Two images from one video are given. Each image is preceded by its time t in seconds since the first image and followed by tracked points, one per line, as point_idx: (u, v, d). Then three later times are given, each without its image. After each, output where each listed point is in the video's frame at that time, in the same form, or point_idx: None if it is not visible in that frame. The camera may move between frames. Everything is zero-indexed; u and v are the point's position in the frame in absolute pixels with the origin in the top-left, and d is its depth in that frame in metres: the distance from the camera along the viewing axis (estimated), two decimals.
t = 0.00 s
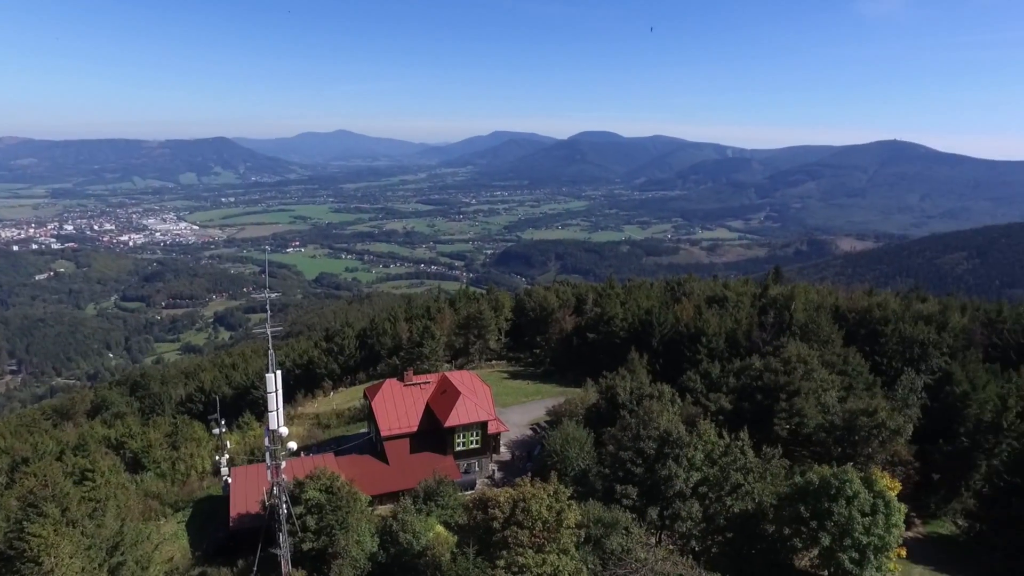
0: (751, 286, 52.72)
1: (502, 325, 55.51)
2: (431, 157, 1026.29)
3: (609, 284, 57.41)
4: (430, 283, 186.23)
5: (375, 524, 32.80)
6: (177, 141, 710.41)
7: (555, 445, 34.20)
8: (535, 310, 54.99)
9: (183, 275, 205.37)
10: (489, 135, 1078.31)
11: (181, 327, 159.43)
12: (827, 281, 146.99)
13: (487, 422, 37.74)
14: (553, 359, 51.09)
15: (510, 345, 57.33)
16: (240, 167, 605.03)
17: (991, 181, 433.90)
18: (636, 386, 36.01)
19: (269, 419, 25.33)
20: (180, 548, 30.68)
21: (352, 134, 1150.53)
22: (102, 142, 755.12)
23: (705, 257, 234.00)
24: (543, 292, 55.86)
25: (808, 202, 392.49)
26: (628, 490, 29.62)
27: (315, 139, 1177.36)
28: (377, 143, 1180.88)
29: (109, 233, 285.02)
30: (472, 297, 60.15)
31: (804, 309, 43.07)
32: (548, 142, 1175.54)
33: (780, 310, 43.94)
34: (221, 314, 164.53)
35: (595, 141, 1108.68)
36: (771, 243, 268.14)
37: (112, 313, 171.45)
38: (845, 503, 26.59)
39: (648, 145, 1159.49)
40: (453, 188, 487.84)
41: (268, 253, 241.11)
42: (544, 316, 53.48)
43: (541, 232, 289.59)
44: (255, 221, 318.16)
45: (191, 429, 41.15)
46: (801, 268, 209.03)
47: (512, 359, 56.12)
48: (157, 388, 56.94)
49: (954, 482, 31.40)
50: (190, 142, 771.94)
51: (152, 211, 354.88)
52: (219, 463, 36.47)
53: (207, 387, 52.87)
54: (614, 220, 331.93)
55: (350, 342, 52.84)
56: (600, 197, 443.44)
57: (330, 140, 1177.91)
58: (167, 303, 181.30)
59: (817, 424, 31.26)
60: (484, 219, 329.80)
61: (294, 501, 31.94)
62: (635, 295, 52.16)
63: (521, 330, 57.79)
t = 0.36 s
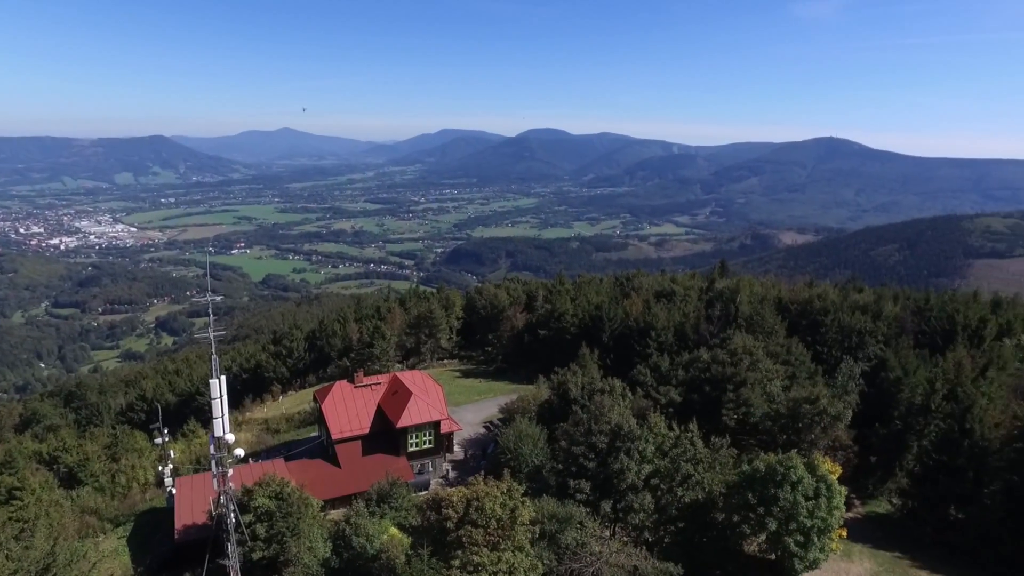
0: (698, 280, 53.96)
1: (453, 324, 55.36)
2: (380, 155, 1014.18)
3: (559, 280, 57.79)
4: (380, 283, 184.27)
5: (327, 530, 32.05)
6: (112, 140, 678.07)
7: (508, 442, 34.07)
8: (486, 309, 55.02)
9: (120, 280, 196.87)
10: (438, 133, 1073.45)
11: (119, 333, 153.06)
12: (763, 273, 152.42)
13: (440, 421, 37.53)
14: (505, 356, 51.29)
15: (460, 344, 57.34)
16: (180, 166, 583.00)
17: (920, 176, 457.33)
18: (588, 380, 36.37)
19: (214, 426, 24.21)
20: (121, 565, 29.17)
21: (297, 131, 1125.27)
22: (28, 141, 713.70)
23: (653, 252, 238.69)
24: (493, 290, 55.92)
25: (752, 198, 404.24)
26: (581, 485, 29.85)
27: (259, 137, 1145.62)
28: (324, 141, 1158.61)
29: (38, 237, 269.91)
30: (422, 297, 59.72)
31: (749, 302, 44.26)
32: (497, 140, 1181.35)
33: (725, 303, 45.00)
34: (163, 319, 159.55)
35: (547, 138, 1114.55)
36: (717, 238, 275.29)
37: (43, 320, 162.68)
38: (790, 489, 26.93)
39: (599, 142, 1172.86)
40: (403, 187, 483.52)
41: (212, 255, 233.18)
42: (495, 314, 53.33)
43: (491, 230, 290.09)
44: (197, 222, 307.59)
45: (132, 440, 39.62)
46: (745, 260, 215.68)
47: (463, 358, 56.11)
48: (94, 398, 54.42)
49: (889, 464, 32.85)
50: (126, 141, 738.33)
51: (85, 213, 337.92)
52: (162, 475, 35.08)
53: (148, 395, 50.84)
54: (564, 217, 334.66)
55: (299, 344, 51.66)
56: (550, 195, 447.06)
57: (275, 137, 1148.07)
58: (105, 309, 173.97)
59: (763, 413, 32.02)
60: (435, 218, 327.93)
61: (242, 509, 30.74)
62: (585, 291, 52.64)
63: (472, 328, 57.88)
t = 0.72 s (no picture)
0: (655, 276, 54.76)
1: (413, 323, 55.04)
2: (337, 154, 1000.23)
3: (519, 278, 57.90)
4: (338, 283, 181.86)
5: (287, 535, 31.30)
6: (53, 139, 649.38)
7: (470, 440, 33.92)
8: (445, 307, 54.85)
9: (65, 284, 189.07)
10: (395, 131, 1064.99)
11: (64, 340, 147.08)
12: (715, 268, 156.06)
13: (401, 422, 37.26)
14: (466, 355, 51.14)
15: (420, 344, 57.12)
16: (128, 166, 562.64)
17: (867, 172, 473.93)
18: (548, 377, 36.52)
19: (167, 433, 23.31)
20: None
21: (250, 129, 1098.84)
22: None
23: (611, 248, 241.34)
24: (452, 289, 55.80)
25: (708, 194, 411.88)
26: (542, 481, 29.90)
27: (210, 135, 1114.52)
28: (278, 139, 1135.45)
29: None
30: (381, 296, 59.14)
31: (705, 296, 45.08)
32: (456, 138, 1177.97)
33: (683, 298, 45.74)
34: (111, 324, 154.51)
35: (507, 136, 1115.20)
36: (674, 234, 279.87)
37: None
38: (747, 478, 27.25)
39: (558, 141, 1178.12)
40: (359, 185, 477.53)
41: (163, 257, 225.87)
42: (456, 313, 53.27)
43: (451, 228, 289.33)
44: (146, 223, 297.56)
45: (79, 451, 38.25)
46: (701, 255, 220.20)
47: (424, 358, 55.85)
48: (36, 407, 52.12)
49: (842, 450, 33.83)
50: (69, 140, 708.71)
51: (24, 215, 322.96)
52: (111, 486, 33.93)
53: (96, 403, 49.07)
54: (523, 215, 335.38)
55: (255, 346, 50.58)
56: (509, 192, 447.94)
57: (227, 135, 1118.76)
58: (48, 314, 166.96)
59: (720, 405, 32.44)
60: (394, 217, 324.92)
61: (197, 518, 29.64)
62: (544, 288, 52.85)
63: (432, 327, 57.79)
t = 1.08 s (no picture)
0: (612, 271, 55.42)
1: (371, 323, 54.65)
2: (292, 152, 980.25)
3: (477, 275, 57.85)
4: (294, 283, 178.58)
5: (244, 543, 30.48)
6: None
7: (430, 439, 33.73)
8: (404, 306, 54.76)
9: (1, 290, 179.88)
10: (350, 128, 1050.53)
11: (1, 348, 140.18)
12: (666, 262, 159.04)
13: (359, 422, 36.88)
14: (425, 353, 50.86)
15: (378, 343, 56.82)
16: (69, 165, 538.67)
17: (816, 168, 489.21)
18: (507, 374, 36.58)
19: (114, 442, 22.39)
20: None
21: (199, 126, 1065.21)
22: None
23: (569, 245, 243.09)
24: (410, 288, 55.60)
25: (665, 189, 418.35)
26: (503, 479, 29.94)
27: (158, 132, 1077.13)
28: (230, 137, 1106.59)
29: None
30: (337, 297, 58.43)
31: (661, 291, 45.83)
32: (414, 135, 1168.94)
33: (640, 292, 46.39)
34: (53, 329, 148.40)
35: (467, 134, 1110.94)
36: (631, 230, 283.37)
37: None
38: (704, 469, 27.64)
39: (518, 138, 1179.87)
40: (315, 184, 468.99)
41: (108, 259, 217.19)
42: (415, 312, 53.10)
43: (409, 226, 287.25)
44: (89, 224, 285.68)
45: (19, 464, 36.62)
46: (657, 251, 224.06)
47: (382, 357, 55.44)
48: None
49: (794, 438, 34.83)
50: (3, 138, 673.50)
51: None
52: (54, 499, 32.57)
53: (38, 413, 47.01)
54: (481, 212, 334.75)
55: (208, 349, 49.33)
56: (467, 189, 446.76)
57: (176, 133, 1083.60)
58: None
59: (678, 398, 32.95)
60: (351, 216, 320.04)
61: (148, 527, 28.54)
62: (502, 285, 52.91)
63: (391, 327, 57.54)
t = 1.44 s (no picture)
0: (571, 268, 55.76)
1: (328, 323, 53.99)
2: (245, 149, 954.81)
3: (436, 273, 57.55)
4: (249, 284, 174.27)
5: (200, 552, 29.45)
6: None
7: (391, 440, 33.41)
8: (362, 306, 54.19)
9: None
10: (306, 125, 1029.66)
11: None
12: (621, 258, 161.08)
13: (318, 425, 36.27)
14: (384, 353, 50.40)
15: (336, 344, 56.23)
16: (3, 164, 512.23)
17: (768, 163, 501.86)
18: (467, 373, 36.51)
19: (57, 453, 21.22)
20: None
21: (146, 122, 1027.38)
22: None
23: (528, 241, 243.53)
24: (369, 288, 55.10)
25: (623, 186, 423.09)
26: (465, 477, 29.81)
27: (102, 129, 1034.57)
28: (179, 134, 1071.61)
29: None
30: (294, 297, 57.47)
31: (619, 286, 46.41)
32: (372, 132, 1154.32)
33: (598, 288, 46.84)
34: None
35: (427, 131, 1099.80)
36: (589, 226, 285.92)
37: None
38: (663, 462, 27.87)
39: (477, 135, 1176.62)
40: (269, 182, 458.28)
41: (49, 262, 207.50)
42: (373, 311, 52.60)
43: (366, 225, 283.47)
44: (28, 226, 272.40)
45: None
46: (615, 246, 226.54)
47: (341, 358, 54.80)
48: None
49: (750, 429, 35.65)
50: None
51: None
52: None
53: None
54: (439, 209, 332.71)
55: (159, 354, 47.84)
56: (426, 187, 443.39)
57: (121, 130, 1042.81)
58: None
59: (636, 392, 33.38)
60: (306, 215, 313.71)
61: (97, 541, 27.28)
62: (461, 283, 52.71)
63: (349, 327, 57.02)
